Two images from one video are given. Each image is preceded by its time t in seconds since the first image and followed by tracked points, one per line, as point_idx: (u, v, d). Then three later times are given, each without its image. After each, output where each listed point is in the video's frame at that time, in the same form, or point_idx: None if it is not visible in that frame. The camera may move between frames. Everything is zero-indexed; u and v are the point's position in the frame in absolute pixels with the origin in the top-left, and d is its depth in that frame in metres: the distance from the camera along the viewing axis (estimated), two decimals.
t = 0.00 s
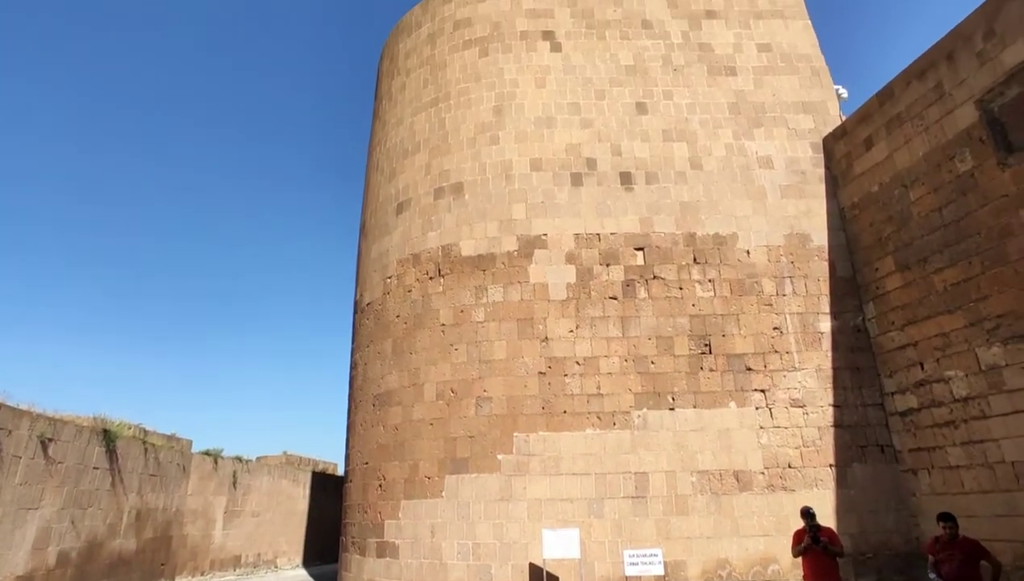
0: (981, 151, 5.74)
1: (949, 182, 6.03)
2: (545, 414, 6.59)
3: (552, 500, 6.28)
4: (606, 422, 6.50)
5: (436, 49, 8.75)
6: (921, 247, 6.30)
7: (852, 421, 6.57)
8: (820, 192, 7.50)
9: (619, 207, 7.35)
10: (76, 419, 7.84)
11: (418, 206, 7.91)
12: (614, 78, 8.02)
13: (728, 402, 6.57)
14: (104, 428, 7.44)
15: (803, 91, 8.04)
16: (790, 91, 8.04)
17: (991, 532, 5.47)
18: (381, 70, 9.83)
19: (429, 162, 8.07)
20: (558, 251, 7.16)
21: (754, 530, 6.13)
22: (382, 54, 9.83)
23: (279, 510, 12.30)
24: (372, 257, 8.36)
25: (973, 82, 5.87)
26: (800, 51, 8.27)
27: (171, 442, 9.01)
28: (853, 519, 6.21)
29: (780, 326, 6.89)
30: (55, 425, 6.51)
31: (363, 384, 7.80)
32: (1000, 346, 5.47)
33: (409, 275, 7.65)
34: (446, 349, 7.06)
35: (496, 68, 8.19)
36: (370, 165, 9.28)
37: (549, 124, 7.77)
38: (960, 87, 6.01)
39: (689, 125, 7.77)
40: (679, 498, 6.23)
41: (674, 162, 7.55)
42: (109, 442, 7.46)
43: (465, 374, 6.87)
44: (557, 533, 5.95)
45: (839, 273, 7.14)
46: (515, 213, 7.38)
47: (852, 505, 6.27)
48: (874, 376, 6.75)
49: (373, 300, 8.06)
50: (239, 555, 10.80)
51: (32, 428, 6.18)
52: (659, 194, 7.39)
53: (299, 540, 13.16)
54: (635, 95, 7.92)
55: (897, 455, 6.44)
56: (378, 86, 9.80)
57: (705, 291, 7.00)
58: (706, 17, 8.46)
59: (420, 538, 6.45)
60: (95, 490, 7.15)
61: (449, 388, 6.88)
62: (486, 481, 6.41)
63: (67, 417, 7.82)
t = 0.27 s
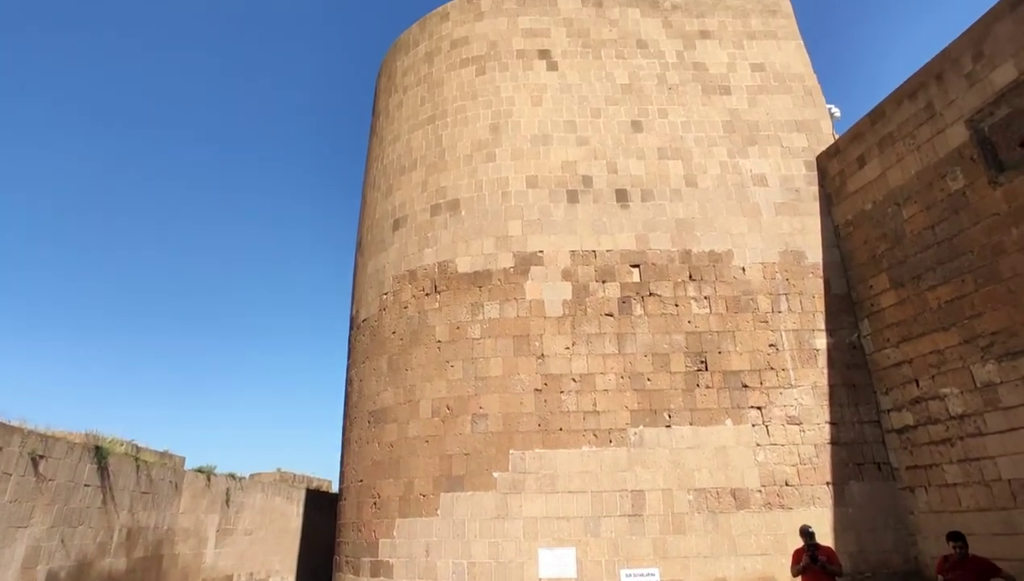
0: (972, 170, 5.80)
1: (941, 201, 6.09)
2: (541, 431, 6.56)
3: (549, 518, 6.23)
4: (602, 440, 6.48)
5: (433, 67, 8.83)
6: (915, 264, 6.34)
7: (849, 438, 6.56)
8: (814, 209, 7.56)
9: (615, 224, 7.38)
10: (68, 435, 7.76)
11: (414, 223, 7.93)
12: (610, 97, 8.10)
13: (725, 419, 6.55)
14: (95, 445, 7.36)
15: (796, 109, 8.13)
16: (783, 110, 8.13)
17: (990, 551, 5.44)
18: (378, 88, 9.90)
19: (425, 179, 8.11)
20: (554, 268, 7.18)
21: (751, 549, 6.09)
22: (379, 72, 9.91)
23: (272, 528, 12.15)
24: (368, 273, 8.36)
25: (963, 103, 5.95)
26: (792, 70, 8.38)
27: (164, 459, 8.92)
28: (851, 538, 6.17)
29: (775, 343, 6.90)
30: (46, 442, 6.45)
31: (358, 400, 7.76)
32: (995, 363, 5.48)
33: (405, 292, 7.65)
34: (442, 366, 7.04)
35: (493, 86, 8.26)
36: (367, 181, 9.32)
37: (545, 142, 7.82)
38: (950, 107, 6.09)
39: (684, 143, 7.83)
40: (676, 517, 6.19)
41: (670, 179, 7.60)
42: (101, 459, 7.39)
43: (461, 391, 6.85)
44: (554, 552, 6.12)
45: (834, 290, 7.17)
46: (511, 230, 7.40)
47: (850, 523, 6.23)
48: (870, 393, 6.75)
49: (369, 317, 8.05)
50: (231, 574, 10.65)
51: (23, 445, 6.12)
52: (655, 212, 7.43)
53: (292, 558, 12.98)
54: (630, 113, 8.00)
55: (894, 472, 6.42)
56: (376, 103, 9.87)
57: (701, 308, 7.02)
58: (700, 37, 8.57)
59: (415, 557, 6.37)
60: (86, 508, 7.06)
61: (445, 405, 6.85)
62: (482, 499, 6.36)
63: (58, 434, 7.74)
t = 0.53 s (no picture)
0: (967, 184, 5.85)
1: (936, 215, 6.12)
2: (539, 445, 6.53)
3: (546, 533, 6.18)
4: (600, 454, 6.45)
5: (431, 82, 8.89)
6: (911, 278, 6.36)
7: (847, 452, 6.54)
8: (811, 223, 7.59)
9: (612, 238, 7.40)
10: (62, 449, 7.70)
11: (412, 236, 7.94)
12: (607, 111, 8.16)
13: (723, 433, 6.54)
14: (90, 458, 7.30)
15: (792, 124, 8.20)
16: (779, 124, 8.19)
17: (990, 566, 5.41)
18: (377, 102, 9.96)
19: (424, 193, 8.13)
20: (552, 281, 7.19)
21: (751, 564, 6.05)
22: (378, 86, 9.98)
23: (267, 543, 12.03)
24: (366, 286, 8.36)
25: (957, 118, 6.01)
26: (788, 86, 8.46)
27: (158, 473, 8.85)
28: (851, 553, 6.13)
29: (773, 357, 6.90)
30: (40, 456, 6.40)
31: (355, 414, 7.72)
32: (992, 377, 5.49)
33: (403, 305, 7.65)
34: (439, 380, 7.02)
35: (491, 101, 8.32)
36: (365, 194, 9.34)
37: (543, 156, 7.86)
38: (944, 122, 6.14)
39: (681, 157, 7.88)
40: (674, 532, 6.15)
41: (667, 193, 7.64)
42: (95, 473, 7.33)
43: (458, 405, 6.82)
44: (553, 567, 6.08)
45: (831, 304, 7.19)
46: (509, 243, 7.42)
47: (850, 538, 6.19)
48: (868, 407, 6.74)
49: (366, 330, 8.03)
50: None
51: (17, 458, 6.07)
52: (652, 226, 7.46)
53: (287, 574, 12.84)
54: (627, 127, 8.05)
55: (893, 487, 6.40)
56: (374, 117, 9.92)
57: (698, 322, 7.02)
58: (696, 53, 8.66)
59: (411, 573, 6.31)
60: (79, 523, 6.99)
61: (442, 419, 6.82)
62: (479, 514, 6.32)
63: (52, 447, 7.68)
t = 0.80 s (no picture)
0: (964, 197, 5.88)
1: (933, 228, 6.15)
2: (538, 459, 6.50)
3: (546, 548, 6.13)
4: (600, 468, 6.42)
5: (431, 96, 8.95)
6: (910, 290, 6.37)
7: (848, 466, 6.51)
8: (809, 236, 7.61)
9: (611, 251, 7.42)
10: (59, 463, 7.65)
11: (411, 250, 7.96)
12: (606, 125, 8.21)
13: (723, 446, 6.51)
14: (86, 472, 7.26)
15: (789, 138, 8.25)
16: (776, 138, 8.25)
17: None
18: (377, 115, 10.02)
19: (423, 206, 8.16)
20: (551, 295, 7.20)
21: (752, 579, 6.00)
22: (378, 100, 10.05)
23: (265, 559, 11.92)
24: (365, 299, 8.36)
25: (953, 132, 6.05)
26: (785, 100, 8.52)
27: (155, 488, 8.79)
28: (853, 568, 6.09)
29: (772, 370, 6.89)
30: (36, 470, 6.36)
31: (354, 427, 7.69)
32: (992, 390, 5.49)
33: (402, 318, 7.64)
34: (439, 393, 7.00)
35: (490, 115, 8.37)
36: (365, 207, 9.37)
37: (542, 169, 7.90)
38: (940, 136, 6.19)
39: (679, 170, 7.93)
40: (675, 547, 6.10)
41: (665, 206, 7.67)
42: (91, 487, 7.28)
43: (457, 418, 6.80)
44: None
45: (830, 317, 7.19)
46: (508, 256, 7.43)
47: (852, 553, 6.15)
48: (869, 420, 6.72)
49: (366, 343, 8.02)
50: None
51: (13, 473, 6.03)
52: (651, 239, 7.48)
53: None
54: (626, 141, 8.10)
55: (894, 500, 6.37)
56: (374, 131, 9.98)
57: (697, 335, 7.02)
58: (694, 67, 8.73)
59: None
60: (75, 538, 6.93)
61: (441, 433, 6.79)
62: (479, 529, 6.27)
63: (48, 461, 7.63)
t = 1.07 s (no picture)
0: (961, 208, 5.90)
1: (932, 239, 6.16)
2: (538, 471, 6.47)
3: (546, 561, 6.09)
4: (600, 480, 6.39)
5: (430, 108, 9.00)
6: (909, 301, 6.38)
7: (849, 477, 6.48)
8: (808, 247, 7.63)
9: (610, 262, 7.43)
10: (56, 476, 7.61)
11: (411, 261, 7.96)
12: (604, 137, 8.25)
13: (724, 458, 6.48)
14: (83, 486, 7.22)
15: (787, 149, 8.29)
16: (774, 150, 8.28)
17: None
18: (377, 127, 10.07)
19: (423, 218, 8.18)
20: (551, 306, 7.20)
21: None
22: (378, 112, 10.09)
23: (262, 572, 11.82)
24: (364, 310, 8.36)
25: (950, 143, 6.08)
26: (782, 111, 8.57)
27: (153, 501, 8.73)
28: None
29: (772, 381, 6.87)
30: (33, 483, 6.33)
31: (353, 440, 7.66)
32: (993, 401, 5.48)
33: (402, 329, 7.64)
34: (438, 405, 6.97)
35: (489, 127, 8.41)
36: (364, 219, 9.39)
37: (541, 181, 7.93)
38: (937, 147, 6.22)
39: (678, 182, 7.95)
40: (676, 560, 6.05)
41: (664, 218, 7.69)
42: (88, 500, 7.24)
43: (457, 430, 6.77)
44: None
45: (829, 327, 7.19)
46: (507, 268, 7.44)
47: (854, 566, 6.10)
48: (869, 431, 6.70)
49: (365, 354, 8.01)
50: None
51: (10, 486, 6.01)
52: (650, 250, 7.50)
53: None
54: (625, 153, 8.14)
55: (896, 512, 6.34)
56: (374, 143, 10.02)
57: (697, 346, 7.01)
58: (691, 80, 8.79)
59: None
60: (71, 552, 6.88)
61: (441, 445, 6.76)
62: (478, 542, 6.23)
63: (45, 474, 7.59)
